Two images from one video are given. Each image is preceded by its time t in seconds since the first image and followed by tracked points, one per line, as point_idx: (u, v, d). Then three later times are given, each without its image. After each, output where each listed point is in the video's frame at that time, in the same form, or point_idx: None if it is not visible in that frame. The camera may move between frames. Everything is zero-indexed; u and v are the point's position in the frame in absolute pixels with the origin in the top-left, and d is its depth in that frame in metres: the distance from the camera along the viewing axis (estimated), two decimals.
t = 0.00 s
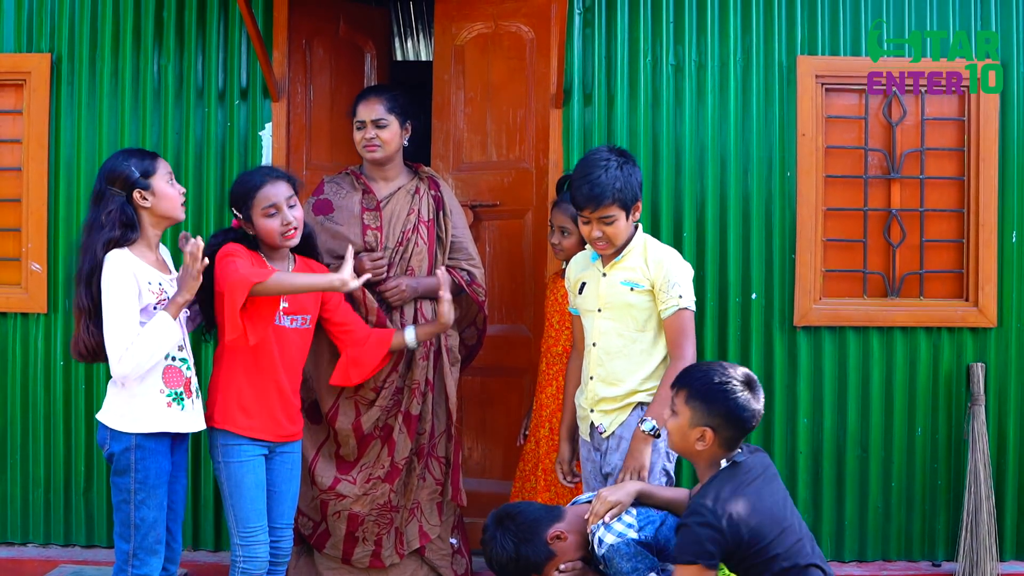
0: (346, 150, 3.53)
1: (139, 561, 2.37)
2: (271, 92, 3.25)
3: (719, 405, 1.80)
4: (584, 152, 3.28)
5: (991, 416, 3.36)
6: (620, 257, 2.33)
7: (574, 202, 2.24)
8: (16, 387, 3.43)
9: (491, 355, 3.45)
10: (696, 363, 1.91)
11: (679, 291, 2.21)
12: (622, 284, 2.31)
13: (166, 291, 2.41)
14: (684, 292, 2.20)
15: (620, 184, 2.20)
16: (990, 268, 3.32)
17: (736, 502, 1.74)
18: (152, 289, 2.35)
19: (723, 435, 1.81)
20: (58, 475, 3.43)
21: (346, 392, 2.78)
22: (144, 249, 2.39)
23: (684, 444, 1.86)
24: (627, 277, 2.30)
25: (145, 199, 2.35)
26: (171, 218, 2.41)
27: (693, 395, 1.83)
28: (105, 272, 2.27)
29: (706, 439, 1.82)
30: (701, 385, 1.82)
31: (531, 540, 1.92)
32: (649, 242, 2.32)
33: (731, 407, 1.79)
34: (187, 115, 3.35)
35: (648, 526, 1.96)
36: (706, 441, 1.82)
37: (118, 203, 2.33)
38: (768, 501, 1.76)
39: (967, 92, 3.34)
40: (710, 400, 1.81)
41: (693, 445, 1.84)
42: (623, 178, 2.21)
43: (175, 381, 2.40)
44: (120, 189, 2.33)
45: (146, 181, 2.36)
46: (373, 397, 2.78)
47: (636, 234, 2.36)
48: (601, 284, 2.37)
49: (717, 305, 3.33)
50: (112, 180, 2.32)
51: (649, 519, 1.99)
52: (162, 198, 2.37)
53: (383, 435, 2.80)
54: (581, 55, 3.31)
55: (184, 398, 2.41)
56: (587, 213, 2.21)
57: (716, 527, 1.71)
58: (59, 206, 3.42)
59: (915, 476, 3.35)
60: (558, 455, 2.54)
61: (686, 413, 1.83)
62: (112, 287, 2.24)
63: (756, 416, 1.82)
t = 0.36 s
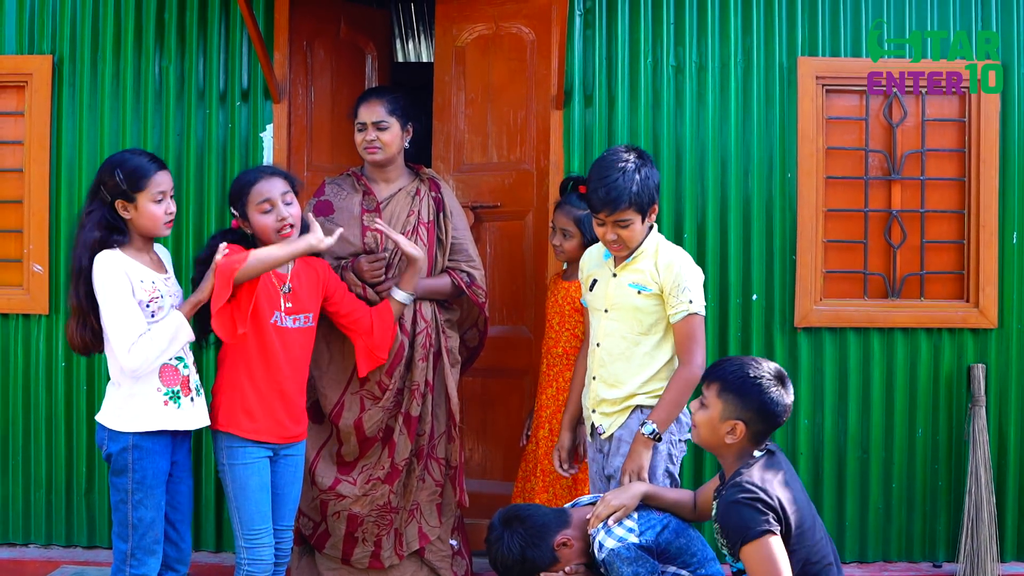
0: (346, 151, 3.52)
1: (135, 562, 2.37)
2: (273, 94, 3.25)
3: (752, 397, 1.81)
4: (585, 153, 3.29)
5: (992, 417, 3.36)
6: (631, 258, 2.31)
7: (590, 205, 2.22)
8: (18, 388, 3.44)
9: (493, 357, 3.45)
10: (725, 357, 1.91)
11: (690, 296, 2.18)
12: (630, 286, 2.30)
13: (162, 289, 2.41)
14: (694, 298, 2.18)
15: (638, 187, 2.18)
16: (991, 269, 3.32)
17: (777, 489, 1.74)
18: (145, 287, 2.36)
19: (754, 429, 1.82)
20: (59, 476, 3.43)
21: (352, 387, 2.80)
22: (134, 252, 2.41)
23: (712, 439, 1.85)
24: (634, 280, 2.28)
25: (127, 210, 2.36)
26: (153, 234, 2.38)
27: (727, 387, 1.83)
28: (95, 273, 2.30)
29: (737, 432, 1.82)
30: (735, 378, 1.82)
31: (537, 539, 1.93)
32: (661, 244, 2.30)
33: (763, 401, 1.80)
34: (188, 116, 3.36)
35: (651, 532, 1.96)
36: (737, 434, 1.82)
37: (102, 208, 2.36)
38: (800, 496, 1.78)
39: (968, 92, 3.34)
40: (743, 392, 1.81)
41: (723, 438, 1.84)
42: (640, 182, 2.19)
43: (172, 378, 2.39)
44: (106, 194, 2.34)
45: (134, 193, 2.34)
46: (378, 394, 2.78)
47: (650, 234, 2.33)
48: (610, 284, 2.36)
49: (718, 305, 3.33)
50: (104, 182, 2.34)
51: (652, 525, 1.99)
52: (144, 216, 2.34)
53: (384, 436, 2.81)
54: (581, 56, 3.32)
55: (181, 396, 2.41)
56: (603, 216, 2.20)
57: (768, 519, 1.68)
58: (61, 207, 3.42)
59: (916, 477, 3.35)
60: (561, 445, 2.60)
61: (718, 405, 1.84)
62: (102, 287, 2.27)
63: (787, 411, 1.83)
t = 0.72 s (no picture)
0: (349, 152, 3.53)
1: (135, 562, 2.39)
2: (276, 94, 3.24)
3: (768, 390, 1.81)
4: (587, 153, 3.31)
5: (994, 416, 3.36)
6: (643, 257, 2.30)
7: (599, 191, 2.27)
8: (22, 388, 3.45)
9: (495, 356, 3.46)
10: (737, 351, 1.92)
11: (697, 303, 2.16)
12: (637, 286, 2.28)
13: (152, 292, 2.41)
14: (701, 304, 2.15)
15: (643, 180, 2.17)
16: (993, 269, 3.32)
17: (796, 486, 1.76)
18: (135, 288, 2.37)
19: (770, 422, 1.82)
20: (63, 476, 3.44)
21: (354, 389, 2.81)
22: (130, 254, 2.43)
23: (728, 434, 1.85)
24: (640, 279, 2.27)
25: (128, 209, 2.38)
26: (153, 232, 2.41)
27: (742, 381, 1.83)
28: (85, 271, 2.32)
29: (753, 426, 1.82)
30: (752, 370, 1.83)
31: (547, 540, 1.89)
32: (675, 247, 2.27)
33: (779, 393, 1.81)
34: (191, 117, 3.37)
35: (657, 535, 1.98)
36: (754, 427, 1.82)
37: (102, 210, 2.37)
38: (815, 495, 1.79)
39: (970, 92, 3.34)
40: (758, 385, 1.81)
41: (739, 432, 1.84)
42: (649, 175, 2.18)
43: (162, 382, 2.39)
44: (107, 195, 2.37)
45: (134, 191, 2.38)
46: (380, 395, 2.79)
47: (666, 235, 2.31)
48: (620, 281, 2.36)
49: (719, 305, 3.34)
50: (103, 184, 2.37)
51: (657, 526, 2.00)
52: (145, 213, 2.38)
53: (387, 435, 2.81)
54: (583, 56, 3.33)
55: (170, 398, 2.40)
56: (608, 202, 2.24)
57: (784, 512, 1.69)
58: (64, 208, 3.43)
59: (918, 477, 3.36)
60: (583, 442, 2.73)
61: (735, 399, 1.83)
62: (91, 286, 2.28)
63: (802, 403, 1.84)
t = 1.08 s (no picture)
0: (353, 151, 3.53)
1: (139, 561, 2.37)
2: (280, 94, 3.21)
3: (763, 384, 1.81)
4: (592, 152, 3.33)
5: (998, 416, 3.36)
6: (650, 254, 2.29)
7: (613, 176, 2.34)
8: (27, 386, 3.45)
9: (498, 354, 3.46)
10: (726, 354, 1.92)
11: (694, 303, 2.14)
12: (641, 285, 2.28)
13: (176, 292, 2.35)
14: (700, 305, 2.14)
15: (643, 167, 2.21)
16: (997, 268, 3.32)
17: (812, 491, 1.76)
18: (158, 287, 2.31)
19: (775, 416, 1.81)
20: (67, 474, 3.45)
21: (361, 394, 2.82)
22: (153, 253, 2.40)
23: (736, 438, 1.84)
24: (645, 278, 2.27)
25: (157, 214, 2.37)
26: (178, 234, 2.43)
27: (736, 381, 1.83)
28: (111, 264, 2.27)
29: (759, 423, 1.81)
30: (746, 370, 1.82)
31: (547, 532, 1.93)
32: (683, 247, 2.26)
33: (775, 385, 1.81)
34: (196, 116, 3.38)
35: (661, 533, 1.98)
36: (760, 425, 1.81)
37: (130, 219, 2.33)
38: (828, 500, 1.81)
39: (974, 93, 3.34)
40: (753, 381, 1.81)
41: (747, 432, 1.83)
42: (652, 163, 2.21)
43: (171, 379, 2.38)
44: (135, 203, 2.34)
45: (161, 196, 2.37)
46: (388, 396, 2.80)
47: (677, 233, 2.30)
48: (627, 279, 2.36)
49: (723, 305, 3.34)
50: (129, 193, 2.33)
51: (661, 524, 2.00)
52: (175, 217, 2.39)
53: (399, 432, 2.82)
54: (586, 56, 3.34)
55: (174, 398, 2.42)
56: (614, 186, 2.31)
57: (801, 518, 1.70)
58: (69, 206, 3.44)
59: (922, 476, 3.36)
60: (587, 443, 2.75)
61: (734, 402, 1.83)
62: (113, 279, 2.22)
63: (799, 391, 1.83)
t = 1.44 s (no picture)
0: (356, 150, 3.53)
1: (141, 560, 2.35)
2: (284, 93, 3.26)
3: (751, 398, 1.80)
4: (595, 153, 3.31)
5: (1002, 415, 3.36)
6: (660, 254, 2.28)
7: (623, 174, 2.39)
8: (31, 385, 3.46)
9: (501, 354, 3.45)
10: (708, 370, 1.91)
11: (704, 306, 2.14)
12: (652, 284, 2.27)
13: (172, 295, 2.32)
14: (709, 309, 2.13)
15: (642, 163, 2.26)
16: (1001, 267, 3.32)
17: (823, 495, 1.76)
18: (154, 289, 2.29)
19: (770, 424, 1.80)
20: (72, 473, 3.46)
21: (379, 391, 2.82)
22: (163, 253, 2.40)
23: (739, 452, 1.84)
24: (656, 278, 2.26)
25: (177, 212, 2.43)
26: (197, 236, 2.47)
27: (722, 401, 1.82)
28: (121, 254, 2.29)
29: (757, 435, 1.80)
30: (731, 388, 1.81)
31: (536, 527, 1.99)
32: (693, 249, 2.25)
33: (760, 395, 1.80)
34: (200, 116, 3.38)
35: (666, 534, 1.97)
36: (759, 437, 1.81)
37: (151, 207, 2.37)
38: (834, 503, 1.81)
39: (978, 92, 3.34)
40: (740, 397, 1.80)
41: (748, 444, 1.82)
42: (651, 160, 2.25)
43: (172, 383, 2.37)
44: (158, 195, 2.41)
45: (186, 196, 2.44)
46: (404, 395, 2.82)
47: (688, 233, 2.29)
48: (637, 278, 2.36)
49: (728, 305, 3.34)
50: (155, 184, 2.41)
51: (666, 524, 1.99)
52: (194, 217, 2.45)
53: (410, 433, 2.83)
54: (591, 55, 3.34)
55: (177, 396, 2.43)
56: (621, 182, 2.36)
57: (814, 524, 1.70)
58: (73, 205, 3.44)
59: (926, 475, 3.35)
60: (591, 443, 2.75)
61: (726, 422, 1.82)
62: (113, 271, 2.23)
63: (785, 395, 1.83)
